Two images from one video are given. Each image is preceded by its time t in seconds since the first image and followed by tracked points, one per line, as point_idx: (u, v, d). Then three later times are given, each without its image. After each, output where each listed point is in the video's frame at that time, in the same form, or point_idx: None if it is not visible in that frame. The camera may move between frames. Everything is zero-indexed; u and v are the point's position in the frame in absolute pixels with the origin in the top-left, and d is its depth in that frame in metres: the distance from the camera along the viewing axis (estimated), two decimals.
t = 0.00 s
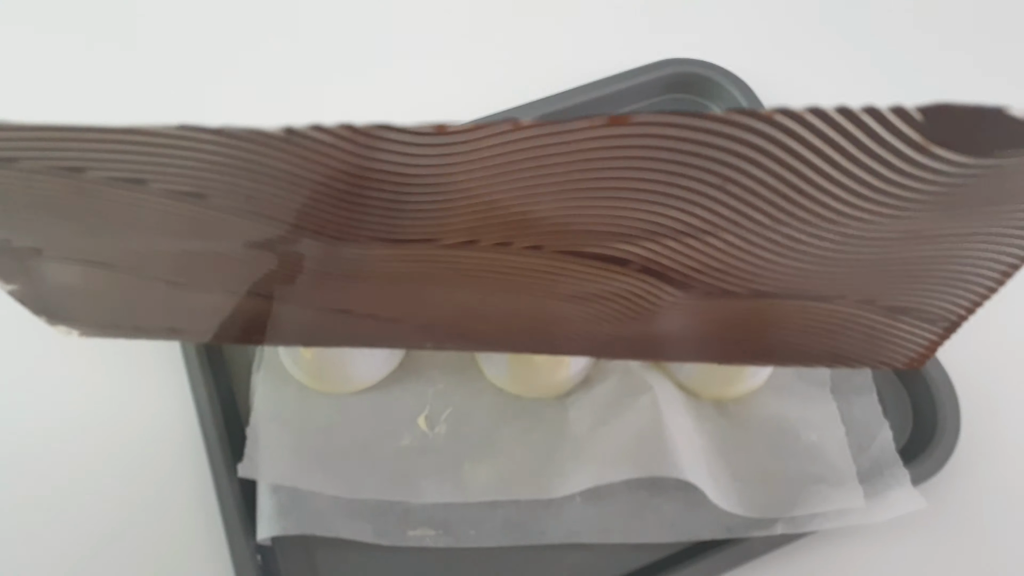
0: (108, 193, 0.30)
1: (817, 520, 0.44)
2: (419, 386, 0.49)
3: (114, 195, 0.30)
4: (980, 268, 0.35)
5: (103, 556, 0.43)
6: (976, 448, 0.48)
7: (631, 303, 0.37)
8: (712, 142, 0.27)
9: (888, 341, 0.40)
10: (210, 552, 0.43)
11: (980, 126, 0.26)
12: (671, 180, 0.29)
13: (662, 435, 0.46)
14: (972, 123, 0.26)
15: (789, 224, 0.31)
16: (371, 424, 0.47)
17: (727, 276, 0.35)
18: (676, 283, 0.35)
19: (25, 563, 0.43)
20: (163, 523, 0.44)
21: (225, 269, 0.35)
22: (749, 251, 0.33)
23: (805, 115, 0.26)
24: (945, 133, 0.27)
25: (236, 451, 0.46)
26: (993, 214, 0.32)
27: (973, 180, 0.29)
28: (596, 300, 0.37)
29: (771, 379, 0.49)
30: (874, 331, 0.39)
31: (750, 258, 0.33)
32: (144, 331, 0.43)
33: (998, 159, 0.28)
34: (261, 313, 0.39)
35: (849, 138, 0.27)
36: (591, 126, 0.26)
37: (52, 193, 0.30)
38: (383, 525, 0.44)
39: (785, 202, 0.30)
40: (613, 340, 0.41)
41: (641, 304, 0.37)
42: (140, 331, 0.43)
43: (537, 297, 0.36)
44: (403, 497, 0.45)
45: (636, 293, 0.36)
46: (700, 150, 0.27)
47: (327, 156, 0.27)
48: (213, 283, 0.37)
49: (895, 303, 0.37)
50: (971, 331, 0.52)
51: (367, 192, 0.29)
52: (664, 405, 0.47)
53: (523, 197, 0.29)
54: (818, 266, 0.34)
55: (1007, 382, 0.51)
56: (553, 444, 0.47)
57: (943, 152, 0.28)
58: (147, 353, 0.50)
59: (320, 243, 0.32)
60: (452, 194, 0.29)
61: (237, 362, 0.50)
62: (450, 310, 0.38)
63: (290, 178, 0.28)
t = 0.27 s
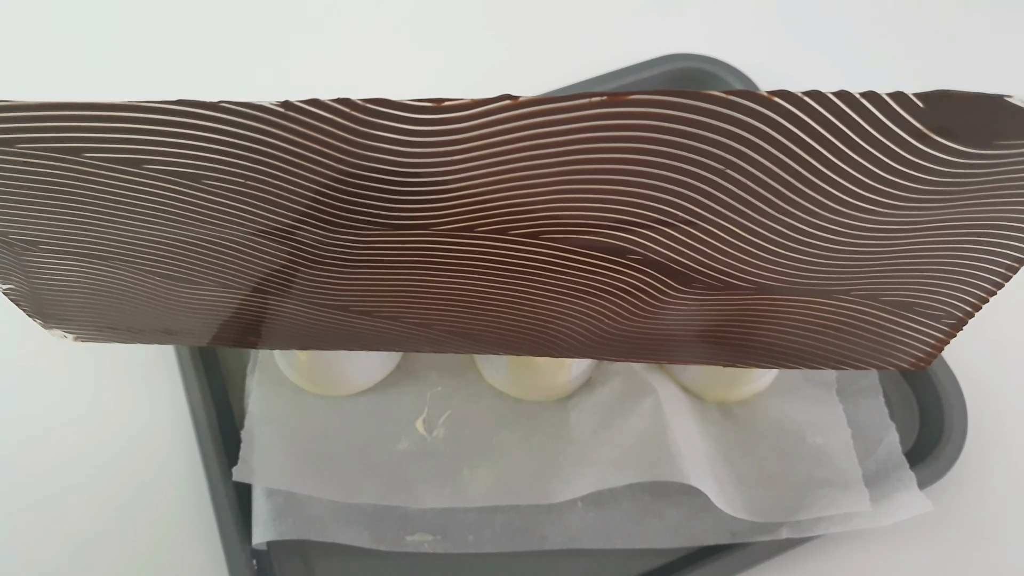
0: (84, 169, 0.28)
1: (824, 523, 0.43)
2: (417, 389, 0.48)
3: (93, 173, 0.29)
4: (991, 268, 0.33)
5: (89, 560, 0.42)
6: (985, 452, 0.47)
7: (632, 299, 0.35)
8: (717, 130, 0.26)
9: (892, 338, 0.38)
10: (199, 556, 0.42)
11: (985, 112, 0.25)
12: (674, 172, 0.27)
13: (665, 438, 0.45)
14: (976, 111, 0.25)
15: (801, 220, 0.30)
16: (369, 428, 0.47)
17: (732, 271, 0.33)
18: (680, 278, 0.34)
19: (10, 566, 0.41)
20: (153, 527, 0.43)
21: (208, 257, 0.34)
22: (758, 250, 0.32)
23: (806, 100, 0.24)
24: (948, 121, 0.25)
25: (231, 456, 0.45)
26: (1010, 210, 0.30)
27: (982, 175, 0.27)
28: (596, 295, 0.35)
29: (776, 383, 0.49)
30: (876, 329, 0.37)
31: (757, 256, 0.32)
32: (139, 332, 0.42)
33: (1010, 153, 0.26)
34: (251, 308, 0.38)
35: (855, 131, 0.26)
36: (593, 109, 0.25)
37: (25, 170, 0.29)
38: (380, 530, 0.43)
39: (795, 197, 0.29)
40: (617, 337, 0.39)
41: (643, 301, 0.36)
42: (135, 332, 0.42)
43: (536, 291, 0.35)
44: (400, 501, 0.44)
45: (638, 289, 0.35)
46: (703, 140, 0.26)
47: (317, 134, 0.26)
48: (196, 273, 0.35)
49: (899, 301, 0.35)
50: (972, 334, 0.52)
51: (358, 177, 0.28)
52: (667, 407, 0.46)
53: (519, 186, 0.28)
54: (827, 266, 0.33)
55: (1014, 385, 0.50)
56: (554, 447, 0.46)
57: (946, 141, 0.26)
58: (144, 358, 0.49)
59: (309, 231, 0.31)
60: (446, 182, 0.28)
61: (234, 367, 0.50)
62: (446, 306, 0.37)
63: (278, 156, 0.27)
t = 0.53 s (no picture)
0: (81, 158, 0.28)
1: (824, 523, 0.43)
2: (417, 389, 0.48)
3: (89, 162, 0.28)
4: (984, 263, 0.33)
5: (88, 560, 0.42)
6: (985, 452, 0.47)
7: (630, 294, 0.35)
8: (713, 121, 0.26)
9: (888, 338, 0.38)
10: (199, 556, 0.42)
11: (973, 103, 0.25)
12: (670, 162, 0.27)
13: (665, 438, 0.45)
14: (964, 101, 0.25)
15: (800, 213, 0.30)
16: (369, 428, 0.47)
17: (731, 265, 0.33)
18: (679, 273, 0.34)
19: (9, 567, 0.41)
20: (152, 527, 0.43)
21: (206, 251, 0.34)
22: (758, 243, 0.32)
23: (798, 89, 0.25)
24: (937, 112, 0.25)
25: (231, 456, 0.45)
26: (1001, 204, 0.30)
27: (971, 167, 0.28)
28: (594, 292, 0.35)
29: (776, 383, 0.49)
30: (872, 327, 0.37)
31: (756, 250, 0.32)
32: (141, 330, 0.42)
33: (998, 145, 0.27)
34: (251, 305, 0.38)
35: (849, 122, 0.26)
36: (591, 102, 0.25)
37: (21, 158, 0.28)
38: (380, 530, 0.43)
39: (794, 188, 0.29)
40: (618, 338, 0.39)
41: (641, 297, 0.36)
42: (139, 330, 0.42)
43: (534, 288, 0.35)
44: (400, 501, 0.44)
45: (636, 284, 0.35)
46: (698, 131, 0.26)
47: (317, 125, 0.26)
48: (193, 268, 0.35)
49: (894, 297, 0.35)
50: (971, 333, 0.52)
51: (357, 168, 0.28)
52: (667, 407, 0.46)
53: (518, 177, 0.28)
54: (825, 261, 0.33)
55: (1014, 386, 0.50)
56: (555, 447, 0.46)
57: (936, 133, 0.26)
58: (145, 360, 0.50)
59: (309, 224, 0.31)
60: (446, 171, 0.28)
61: (235, 368, 0.50)
62: (444, 305, 0.37)
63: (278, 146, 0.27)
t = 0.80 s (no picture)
0: (89, 119, 0.28)
1: (824, 523, 0.43)
2: (417, 390, 0.49)
3: (106, 126, 0.29)
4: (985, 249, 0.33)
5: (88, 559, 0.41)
6: (985, 453, 0.47)
7: (632, 287, 0.35)
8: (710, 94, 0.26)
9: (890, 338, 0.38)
10: (199, 556, 0.42)
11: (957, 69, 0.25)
12: (672, 137, 0.28)
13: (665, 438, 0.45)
14: (951, 66, 0.25)
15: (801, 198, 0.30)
16: (369, 427, 0.47)
17: (732, 256, 0.33)
18: (681, 261, 0.34)
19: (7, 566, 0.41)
20: (153, 528, 0.43)
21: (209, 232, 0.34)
22: (758, 231, 0.32)
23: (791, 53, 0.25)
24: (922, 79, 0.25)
25: (231, 454, 0.45)
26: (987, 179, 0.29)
27: (961, 144, 0.28)
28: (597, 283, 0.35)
29: (775, 384, 0.49)
30: (871, 328, 0.37)
31: (757, 235, 0.32)
32: (146, 323, 0.42)
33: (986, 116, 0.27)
34: (256, 296, 0.38)
35: (842, 88, 0.26)
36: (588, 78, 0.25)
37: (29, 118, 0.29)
38: (381, 530, 0.43)
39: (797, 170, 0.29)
40: (619, 336, 0.39)
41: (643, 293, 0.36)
42: (143, 323, 0.42)
43: (538, 277, 0.35)
44: (400, 502, 0.44)
45: (639, 274, 0.35)
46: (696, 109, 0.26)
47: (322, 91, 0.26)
48: (197, 253, 0.35)
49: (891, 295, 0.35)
50: (968, 334, 0.53)
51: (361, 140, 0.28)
52: (667, 406, 0.46)
53: (520, 146, 0.28)
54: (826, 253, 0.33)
55: (1014, 387, 0.50)
56: (555, 447, 0.46)
57: (924, 101, 0.26)
58: (146, 362, 0.50)
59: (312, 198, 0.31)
60: (448, 138, 0.28)
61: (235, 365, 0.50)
62: (447, 299, 0.37)
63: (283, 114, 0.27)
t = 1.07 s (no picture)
0: (110, 73, 0.29)
1: (824, 523, 0.43)
2: (417, 390, 0.49)
3: (130, 85, 0.30)
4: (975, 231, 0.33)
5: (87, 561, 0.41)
6: (985, 452, 0.47)
7: (631, 270, 0.36)
8: (705, 38, 0.27)
9: (888, 336, 0.38)
10: (198, 557, 0.42)
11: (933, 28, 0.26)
12: (662, 91, 0.29)
13: (665, 438, 0.45)
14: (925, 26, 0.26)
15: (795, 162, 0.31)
16: (369, 428, 0.47)
17: (732, 230, 0.34)
18: (676, 241, 0.34)
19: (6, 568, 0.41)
20: (152, 529, 0.43)
21: (216, 209, 0.34)
22: (754, 203, 0.32)
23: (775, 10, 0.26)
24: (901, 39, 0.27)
25: (231, 455, 0.45)
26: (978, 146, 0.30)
27: (947, 107, 0.29)
28: (594, 266, 0.36)
29: (776, 385, 0.49)
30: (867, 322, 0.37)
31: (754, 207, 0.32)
32: (146, 324, 0.41)
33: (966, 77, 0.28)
34: (258, 287, 0.38)
35: (826, 50, 0.27)
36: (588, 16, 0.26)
37: (51, 75, 0.30)
38: (381, 530, 0.43)
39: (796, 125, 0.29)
40: (620, 335, 0.39)
41: (643, 279, 0.36)
42: (144, 325, 0.41)
43: (537, 261, 0.35)
44: (400, 502, 0.44)
45: (638, 255, 0.35)
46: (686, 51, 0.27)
47: (334, 42, 0.28)
48: (203, 233, 0.35)
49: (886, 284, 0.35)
50: (965, 334, 0.53)
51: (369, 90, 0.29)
52: (667, 407, 0.46)
53: (521, 108, 0.29)
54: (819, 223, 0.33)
55: (1014, 387, 0.50)
56: (555, 448, 0.46)
57: (903, 63, 0.27)
58: (147, 363, 0.50)
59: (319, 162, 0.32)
60: (453, 98, 0.29)
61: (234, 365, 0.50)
62: (446, 289, 0.37)
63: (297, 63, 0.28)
